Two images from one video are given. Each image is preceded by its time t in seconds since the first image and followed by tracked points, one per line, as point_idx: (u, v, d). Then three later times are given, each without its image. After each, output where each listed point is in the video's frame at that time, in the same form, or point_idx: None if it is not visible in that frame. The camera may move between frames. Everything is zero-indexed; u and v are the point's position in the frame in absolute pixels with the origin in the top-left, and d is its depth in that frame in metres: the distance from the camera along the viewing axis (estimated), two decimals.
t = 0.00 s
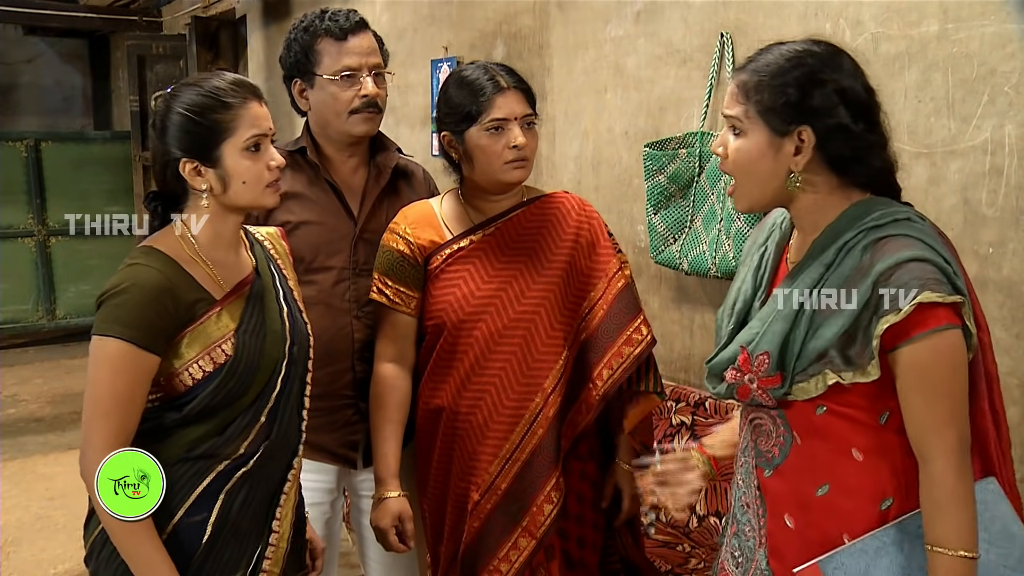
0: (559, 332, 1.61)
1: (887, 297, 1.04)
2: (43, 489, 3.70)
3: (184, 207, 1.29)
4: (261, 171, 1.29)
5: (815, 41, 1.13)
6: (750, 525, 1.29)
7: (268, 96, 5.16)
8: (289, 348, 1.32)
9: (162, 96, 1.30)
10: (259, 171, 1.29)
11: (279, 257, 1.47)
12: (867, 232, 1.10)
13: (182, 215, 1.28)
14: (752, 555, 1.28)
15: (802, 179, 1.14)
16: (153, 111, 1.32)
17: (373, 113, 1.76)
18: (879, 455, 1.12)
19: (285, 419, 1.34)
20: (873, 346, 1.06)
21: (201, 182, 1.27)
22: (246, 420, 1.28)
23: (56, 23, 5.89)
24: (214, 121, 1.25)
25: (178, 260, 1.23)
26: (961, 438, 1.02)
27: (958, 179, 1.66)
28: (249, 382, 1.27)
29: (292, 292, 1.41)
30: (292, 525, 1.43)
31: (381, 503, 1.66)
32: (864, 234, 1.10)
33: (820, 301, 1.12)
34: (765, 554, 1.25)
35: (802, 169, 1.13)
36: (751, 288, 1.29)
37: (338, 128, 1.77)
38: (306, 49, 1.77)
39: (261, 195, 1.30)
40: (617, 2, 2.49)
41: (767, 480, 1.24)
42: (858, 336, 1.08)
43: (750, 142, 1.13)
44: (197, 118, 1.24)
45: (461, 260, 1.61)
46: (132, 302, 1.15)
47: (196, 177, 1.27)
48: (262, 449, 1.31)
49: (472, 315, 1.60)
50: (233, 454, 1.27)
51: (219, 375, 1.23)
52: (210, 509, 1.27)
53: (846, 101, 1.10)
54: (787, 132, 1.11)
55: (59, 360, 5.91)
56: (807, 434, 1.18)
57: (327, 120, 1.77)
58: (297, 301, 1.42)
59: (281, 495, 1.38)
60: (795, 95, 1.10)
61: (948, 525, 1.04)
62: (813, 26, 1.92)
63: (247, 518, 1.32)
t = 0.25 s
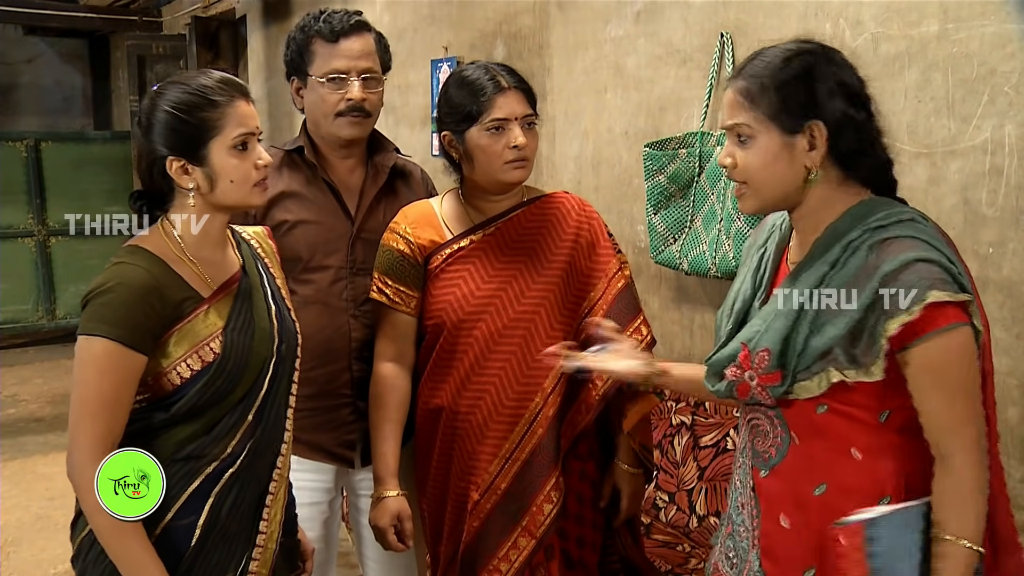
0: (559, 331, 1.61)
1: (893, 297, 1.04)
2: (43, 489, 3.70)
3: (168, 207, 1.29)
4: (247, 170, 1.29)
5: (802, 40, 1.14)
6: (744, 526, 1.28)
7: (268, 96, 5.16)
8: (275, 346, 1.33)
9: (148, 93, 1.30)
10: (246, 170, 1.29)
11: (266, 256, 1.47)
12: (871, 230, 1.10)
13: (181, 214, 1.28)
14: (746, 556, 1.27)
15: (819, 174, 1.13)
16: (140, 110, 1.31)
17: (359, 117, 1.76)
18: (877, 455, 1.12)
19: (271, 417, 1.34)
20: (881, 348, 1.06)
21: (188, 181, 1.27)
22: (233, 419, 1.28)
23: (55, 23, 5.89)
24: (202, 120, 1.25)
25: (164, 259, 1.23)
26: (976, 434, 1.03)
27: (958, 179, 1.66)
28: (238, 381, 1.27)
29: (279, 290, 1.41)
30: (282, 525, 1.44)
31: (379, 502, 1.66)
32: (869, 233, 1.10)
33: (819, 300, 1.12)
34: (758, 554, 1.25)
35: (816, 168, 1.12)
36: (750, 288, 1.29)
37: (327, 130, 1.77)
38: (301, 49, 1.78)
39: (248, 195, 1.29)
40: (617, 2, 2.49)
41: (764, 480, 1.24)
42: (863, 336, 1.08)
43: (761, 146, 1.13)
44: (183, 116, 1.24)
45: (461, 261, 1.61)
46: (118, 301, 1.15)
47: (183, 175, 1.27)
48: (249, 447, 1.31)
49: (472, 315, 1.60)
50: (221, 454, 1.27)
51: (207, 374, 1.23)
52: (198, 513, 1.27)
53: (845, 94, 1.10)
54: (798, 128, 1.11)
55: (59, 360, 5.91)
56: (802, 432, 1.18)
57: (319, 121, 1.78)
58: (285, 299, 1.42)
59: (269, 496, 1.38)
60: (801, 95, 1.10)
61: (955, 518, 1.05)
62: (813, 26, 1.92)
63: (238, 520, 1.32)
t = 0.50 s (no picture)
0: (560, 331, 1.62)
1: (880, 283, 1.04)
2: (43, 489, 3.70)
3: (158, 207, 1.28)
4: (239, 170, 1.29)
5: (787, 42, 1.13)
6: (719, 518, 1.28)
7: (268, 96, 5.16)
8: (267, 348, 1.33)
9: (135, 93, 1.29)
10: (237, 170, 1.29)
11: (256, 256, 1.46)
12: (848, 222, 1.10)
13: (180, 214, 1.28)
14: (724, 548, 1.27)
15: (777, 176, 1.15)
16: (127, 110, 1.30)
17: (351, 118, 1.76)
18: (851, 444, 1.14)
19: (263, 419, 1.34)
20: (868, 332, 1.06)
21: (178, 181, 1.27)
22: (225, 421, 1.28)
23: (55, 23, 5.89)
24: (192, 119, 1.24)
25: (154, 261, 1.23)
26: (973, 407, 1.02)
27: (958, 179, 1.65)
28: (229, 383, 1.27)
29: (269, 292, 1.41)
30: (273, 527, 1.44)
31: (381, 501, 1.66)
32: (848, 225, 1.10)
33: (821, 301, 1.10)
34: (737, 546, 1.25)
35: (776, 170, 1.14)
36: (721, 283, 1.30)
37: (320, 131, 1.78)
38: (299, 49, 1.79)
39: (238, 195, 1.30)
40: (617, 2, 2.49)
41: (740, 471, 1.24)
42: (847, 326, 1.08)
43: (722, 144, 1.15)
44: (173, 115, 1.23)
45: (463, 260, 1.61)
46: (108, 303, 1.15)
47: (173, 175, 1.26)
48: (241, 449, 1.31)
49: (472, 315, 1.60)
50: (214, 456, 1.27)
51: (198, 376, 1.23)
52: (191, 515, 1.27)
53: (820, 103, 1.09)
54: (761, 133, 1.12)
55: (59, 360, 5.91)
56: (777, 423, 1.19)
57: (314, 121, 1.78)
58: (276, 301, 1.42)
59: (261, 497, 1.38)
60: (768, 96, 1.10)
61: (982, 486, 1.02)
62: (813, 26, 1.92)
63: (231, 522, 1.32)
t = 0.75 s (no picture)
0: (561, 331, 1.62)
1: (851, 283, 1.06)
2: (43, 489, 3.70)
3: (153, 207, 1.29)
4: (234, 170, 1.29)
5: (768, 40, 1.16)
6: (702, 515, 1.29)
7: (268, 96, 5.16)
8: (262, 349, 1.33)
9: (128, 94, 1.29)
10: (233, 171, 1.29)
11: (248, 256, 1.46)
12: (823, 222, 1.12)
13: (180, 215, 1.28)
14: (707, 545, 1.28)
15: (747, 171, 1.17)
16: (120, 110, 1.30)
17: (349, 117, 1.75)
18: (830, 439, 1.15)
19: (259, 420, 1.34)
20: (839, 332, 1.06)
21: (174, 182, 1.27)
22: (221, 422, 1.28)
23: (55, 23, 5.88)
24: (187, 120, 1.24)
25: (149, 262, 1.23)
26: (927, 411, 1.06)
27: (958, 179, 1.65)
28: (225, 384, 1.27)
29: (263, 292, 1.41)
30: (269, 528, 1.44)
31: (383, 501, 1.66)
32: (822, 226, 1.12)
33: (819, 302, 1.08)
34: (719, 543, 1.27)
35: (750, 164, 1.16)
36: (701, 282, 1.31)
37: (320, 130, 1.78)
38: (300, 49, 1.80)
39: (233, 195, 1.30)
40: (617, 2, 2.49)
41: (721, 468, 1.25)
42: (821, 322, 1.08)
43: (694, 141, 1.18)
44: (166, 114, 1.23)
45: (464, 260, 1.61)
46: (104, 304, 1.14)
47: (169, 175, 1.26)
48: (238, 451, 1.31)
49: (473, 315, 1.60)
50: (210, 458, 1.27)
51: (195, 377, 1.23)
52: (188, 518, 1.27)
53: (795, 99, 1.12)
54: (736, 126, 1.14)
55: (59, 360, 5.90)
56: (756, 421, 1.20)
57: (314, 120, 1.78)
58: (269, 301, 1.42)
59: (257, 498, 1.38)
60: (746, 89, 1.13)
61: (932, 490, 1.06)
62: (813, 26, 1.92)
63: (228, 524, 1.32)
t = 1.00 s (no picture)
0: (561, 331, 1.61)
1: (839, 283, 1.06)
2: (43, 489, 3.70)
3: (149, 207, 1.29)
4: (229, 170, 1.29)
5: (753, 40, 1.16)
6: (690, 514, 1.29)
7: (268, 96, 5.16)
8: (258, 351, 1.33)
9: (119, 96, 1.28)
10: (227, 170, 1.29)
11: (241, 256, 1.46)
12: (812, 221, 1.13)
13: (180, 215, 1.28)
14: (696, 544, 1.28)
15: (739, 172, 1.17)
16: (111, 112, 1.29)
17: (360, 117, 1.76)
18: (820, 436, 1.15)
19: (255, 421, 1.34)
20: (828, 330, 1.07)
21: (169, 182, 1.26)
22: (218, 423, 1.28)
23: (55, 23, 5.88)
24: (182, 119, 1.24)
25: (145, 263, 1.23)
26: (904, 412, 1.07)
27: (958, 179, 1.65)
28: (221, 386, 1.27)
29: (258, 294, 1.42)
30: (266, 529, 1.45)
31: (382, 501, 1.66)
32: (811, 223, 1.13)
33: (819, 301, 1.07)
34: (708, 541, 1.26)
35: (739, 163, 1.16)
36: (689, 279, 1.31)
37: (328, 131, 1.78)
38: (303, 50, 1.79)
39: (229, 195, 1.30)
40: (617, 2, 2.49)
41: (711, 466, 1.25)
42: (811, 320, 1.08)
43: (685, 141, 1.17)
44: (158, 114, 1.23)
45: (465, 260, 1.61)
46: (101, 306, 1.14)
47: (164, 176, 1.26)
48: (234, 453, 1.31)
49: (473, 315, 1.60)
50: (206, 460, 1.27)
51: (192, 380, 1.23)
52: (184, 519, 1.27)
53: (783, 100, 1.13)
54: (726, 125, 1.14)
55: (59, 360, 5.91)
56: (747, 418, 1.19)
57: (320, 121, 1.78)
58: (264, 302, 1.43)
59: (254, 500, 1.38)
60: (735, 89, 1.13)
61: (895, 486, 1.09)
62: (813, 26, 1.92)
63: (223, 525, 1.33)
